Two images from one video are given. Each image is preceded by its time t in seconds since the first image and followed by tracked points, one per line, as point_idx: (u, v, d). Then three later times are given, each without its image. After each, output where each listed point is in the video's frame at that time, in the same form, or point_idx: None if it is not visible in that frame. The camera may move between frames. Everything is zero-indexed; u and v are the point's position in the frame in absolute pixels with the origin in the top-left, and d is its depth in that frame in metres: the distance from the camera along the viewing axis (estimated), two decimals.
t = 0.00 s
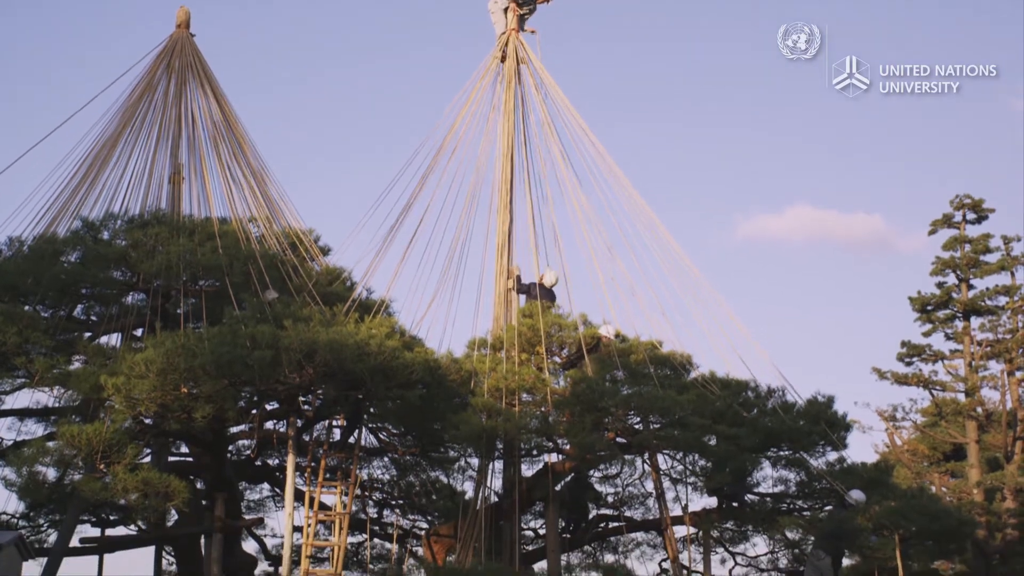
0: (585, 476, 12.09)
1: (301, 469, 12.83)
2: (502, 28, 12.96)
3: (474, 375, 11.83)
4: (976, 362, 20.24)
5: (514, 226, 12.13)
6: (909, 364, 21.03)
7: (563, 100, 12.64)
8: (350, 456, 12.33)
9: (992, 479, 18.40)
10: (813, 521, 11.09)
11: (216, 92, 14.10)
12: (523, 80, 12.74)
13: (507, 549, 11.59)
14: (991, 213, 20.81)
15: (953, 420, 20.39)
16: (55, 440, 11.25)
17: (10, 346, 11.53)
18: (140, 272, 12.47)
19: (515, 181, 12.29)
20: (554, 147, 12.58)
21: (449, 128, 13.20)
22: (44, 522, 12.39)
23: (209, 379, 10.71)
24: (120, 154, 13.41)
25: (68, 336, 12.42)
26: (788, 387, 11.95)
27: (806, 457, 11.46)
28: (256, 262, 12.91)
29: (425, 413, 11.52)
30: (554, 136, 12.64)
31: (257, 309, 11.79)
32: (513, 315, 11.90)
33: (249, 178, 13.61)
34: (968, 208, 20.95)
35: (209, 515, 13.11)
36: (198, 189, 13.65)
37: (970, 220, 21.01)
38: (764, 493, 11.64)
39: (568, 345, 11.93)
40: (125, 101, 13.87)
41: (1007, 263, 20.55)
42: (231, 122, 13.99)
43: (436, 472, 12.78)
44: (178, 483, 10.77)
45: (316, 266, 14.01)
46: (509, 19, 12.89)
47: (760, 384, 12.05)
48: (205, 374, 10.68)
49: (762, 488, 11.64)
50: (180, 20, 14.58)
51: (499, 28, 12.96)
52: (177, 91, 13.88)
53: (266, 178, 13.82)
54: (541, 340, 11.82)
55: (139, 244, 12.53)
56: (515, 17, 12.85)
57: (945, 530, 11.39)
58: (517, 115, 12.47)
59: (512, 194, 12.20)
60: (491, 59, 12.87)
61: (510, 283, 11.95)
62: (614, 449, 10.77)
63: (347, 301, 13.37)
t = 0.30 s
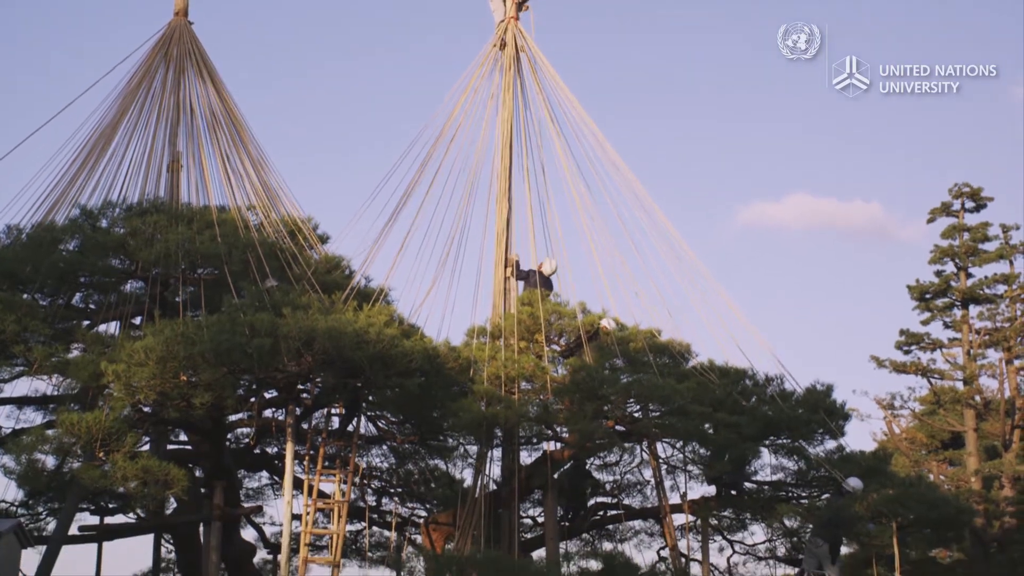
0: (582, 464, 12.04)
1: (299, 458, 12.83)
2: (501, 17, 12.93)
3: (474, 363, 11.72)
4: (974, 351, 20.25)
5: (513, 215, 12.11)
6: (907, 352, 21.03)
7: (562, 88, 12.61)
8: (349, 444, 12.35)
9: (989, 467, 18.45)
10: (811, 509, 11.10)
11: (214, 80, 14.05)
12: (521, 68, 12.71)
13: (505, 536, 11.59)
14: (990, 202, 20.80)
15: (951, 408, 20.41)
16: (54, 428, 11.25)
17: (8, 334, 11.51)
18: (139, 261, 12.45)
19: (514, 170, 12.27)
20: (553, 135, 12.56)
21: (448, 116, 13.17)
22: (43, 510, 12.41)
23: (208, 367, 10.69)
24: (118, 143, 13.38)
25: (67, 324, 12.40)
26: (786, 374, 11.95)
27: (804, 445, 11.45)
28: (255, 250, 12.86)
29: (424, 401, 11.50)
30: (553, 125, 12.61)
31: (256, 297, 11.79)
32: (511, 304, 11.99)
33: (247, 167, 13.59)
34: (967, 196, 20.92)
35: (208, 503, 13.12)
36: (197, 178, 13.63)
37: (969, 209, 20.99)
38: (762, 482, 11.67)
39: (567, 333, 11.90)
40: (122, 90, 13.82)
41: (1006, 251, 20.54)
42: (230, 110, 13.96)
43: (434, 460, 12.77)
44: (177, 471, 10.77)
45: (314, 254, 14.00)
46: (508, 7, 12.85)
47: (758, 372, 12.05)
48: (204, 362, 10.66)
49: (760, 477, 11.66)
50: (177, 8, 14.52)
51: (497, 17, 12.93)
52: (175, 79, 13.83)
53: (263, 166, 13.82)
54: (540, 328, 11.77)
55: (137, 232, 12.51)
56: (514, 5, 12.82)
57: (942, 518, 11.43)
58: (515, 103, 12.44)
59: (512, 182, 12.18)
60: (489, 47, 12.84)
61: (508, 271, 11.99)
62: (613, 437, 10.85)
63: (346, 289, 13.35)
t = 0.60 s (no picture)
0: (582, 452, 12.07)
1: (298, 446, 12.86)
2: (499, 4, 12.88)
3: (472, 351, 11.69)
4: (973, 339, 20.25)
5: (512, 202, 12.09)
6: (905, 340, 21.04)
7: (561, 76, 12.57)
8: (348, 432, 12.33)
9: (987, 455, 18.49)
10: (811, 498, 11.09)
11: (212, 67, 14.00)
12: (520, 56, 12.67)
13: (503, 523, 11.59)
14: (989, 190, 20.77)
15: (950, 396, 20.43)
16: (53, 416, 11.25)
17: (7, 322, 11.49)
18: (138, 249, 12.43)
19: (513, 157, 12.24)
20: (551, 122, 12.53)
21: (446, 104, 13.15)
22: (42, 498, 12.41)
23: (207, 355, 10.67)
24: (116, 131, 13.34)
25: (66, 312, 12.38)
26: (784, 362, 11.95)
27: (802, 433, 11.46)
28: (254, 238, 12.83)
29: (423, 389, 11.54)
30: (552, 112, 12.58)
31: (254, 285, 11.76)
32: (509, 292, 11.99)
33: (246, 154, 13.57)
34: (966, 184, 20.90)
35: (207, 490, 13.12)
36: (195, 166, 13.61)
37: (968, 196, 20.96)
38: (761, 469, 11.69)
39: (566, 321, 11.88)
40: (121, 77, 13.78)
41: (1005, 239, 20.53)
42: (228, 98, 13.92)
43: (433, 449, 12.79)
44: (176, 459, 10.76)
45: (313, 242, 13.96)
46: None
47: (756, 360, 12.02)
48: (203, 350, 10.65)
49: (759, 465, 11.68)
50: None
51: (496, 4, 12.88)
52: (174, 67, 13.78)
53: (262, 154, 13.79)
54: (538, 317, 11.78)
55: (136, 220, 12.51)
56: None
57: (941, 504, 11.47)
58: (514, 91, 12.41)
59: (511, 170, 12.15)
60: (488, 35, 12.80)
61: (506, 258, 11.96)
62: (611, 425, 10.84)
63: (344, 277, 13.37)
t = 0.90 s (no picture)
0: (581, 440, 12.09)
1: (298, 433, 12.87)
2: None
3: (471, 339, 11.66)
4: (972, 327, 20.25)
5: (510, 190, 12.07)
6: (904, 329, 21.04)
7: (560, 63, 12.52)
8: (347, 421, 12.30)
9: (986, 443, 18.48)
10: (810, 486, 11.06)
11: (211, 55, 13.95)
12: (520, 44, 12.62)
13: (502, 510, 11.63)
14: (988, 178, 20.75)
15: (948, 385, 20.44)
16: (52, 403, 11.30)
17: (5, 310, 11.46)
18: (136, 236, 12.43)
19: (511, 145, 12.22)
20: (550, 110, 12.50)
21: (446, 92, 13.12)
22: (42, 485, 12.42)
23: (206, 343, 10.66)
24: (114, 119, 13.30)
25: (65, 300, 12.36)
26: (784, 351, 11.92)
27: (801, 421, 11.47)
28: (252, 226, 12.80)
29: (421, 376, 11.50)
30: (551, 100, 12.56)
31: (253, 273, 11.74)
32: (508, 280, 11.98)
33: (245, 142, 13.55)
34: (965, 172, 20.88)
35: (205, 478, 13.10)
36: (194, 153, 13.59)
37: (967, 184, 20.93)
38: (760, 457, 11.71)
39: (565, 309, 11.88)
40: (119, 65, 13.72)
41: (1004, 227, 20.51)
42: (227, 85, 13.88)
43: (432, 437, 12.81)
44: (175, 447, 10.75)
45: (312, 229, 13.95)
46: None
47: (756, 348, 12.00)
48: (201, 338, 10.64)
49: (758, 453, 11.69)
50: None
51: None
52: (173, 54, 13.74)
53: (261, 142, 13.78)
54: (537, 305, 11.75)
55: (135, 208, 12.48)
56: None
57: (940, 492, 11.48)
58: (513, 78, 12.36)
59: (509, 157, 12.13)
60: (487, 23, 12.74)
61: (506, 246, 11.94)
62: (610, 413, 10.79)
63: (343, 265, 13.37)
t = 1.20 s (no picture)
0: (581, 428, 12.09)
1: (297, 421, 12.87)
2: None
3: (471, 328, 11.67)
4: (971, 315, 20.24)
5: (509, 178, 12.06)
6: (903, 317, 21.03)
7: (560, 51, 12.48)
8: (347, 408, 12.29)
9: (985, 431, 18.47)
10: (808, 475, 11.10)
11: (210, 43, 13.89)
12: (519, 31, 12.58)
13: (502, 498, 11.66)
14: (987, 166, 20.71)
15: (947, 373, 20.45)
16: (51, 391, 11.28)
17: (4, 298, 11.45)
18: (135, 224, 12.39)
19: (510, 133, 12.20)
20: (549, 97, 12.47)
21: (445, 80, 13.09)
22: (41, 473, 12.43)
23: (205, 331, 10.67)
24: (113, 107, 13.26)
25: (63, 288, 12.34)
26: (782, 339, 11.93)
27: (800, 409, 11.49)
28: (252, 213, 12.78)
29: (421, 364, 11.49)
30: (550, 88, 12.53)
31: (253, 261, 11.73)
32: (508, 269, 11.96)
33: (244, 130, 13.53)
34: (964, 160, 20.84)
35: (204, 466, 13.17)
36: (193, 142, 13.56)
37: (966, 173, 20.90)
38: (759, 445, 11.71)
39: (564, 298, 11.87)
40: (117, 53, 13.67)
41: (1003, 216, 20.49)
42: (226, 73, 13.84)
43: (432, 425, 12.89)
44: (174, 435, 10.75)
45: (312, 220, 13.86)
46: None
47: (755, 337, 11.99)
48: (201, 326, 10.64)
49: (757, 441, 11.69)
50: None
51: None
52: (171, 43, 13.68)
53: (260, 130, 13.76)
54: (536, 293, 11.72)
55: (134, 196, 12.46)
56: None
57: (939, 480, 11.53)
58: (513, 66, 12.33)
59: (508, 145, 12.11)
60: (487, 10, 12.69)
61: (505, 235, 11.93)
62: (609, 401, 10.86)
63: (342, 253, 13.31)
